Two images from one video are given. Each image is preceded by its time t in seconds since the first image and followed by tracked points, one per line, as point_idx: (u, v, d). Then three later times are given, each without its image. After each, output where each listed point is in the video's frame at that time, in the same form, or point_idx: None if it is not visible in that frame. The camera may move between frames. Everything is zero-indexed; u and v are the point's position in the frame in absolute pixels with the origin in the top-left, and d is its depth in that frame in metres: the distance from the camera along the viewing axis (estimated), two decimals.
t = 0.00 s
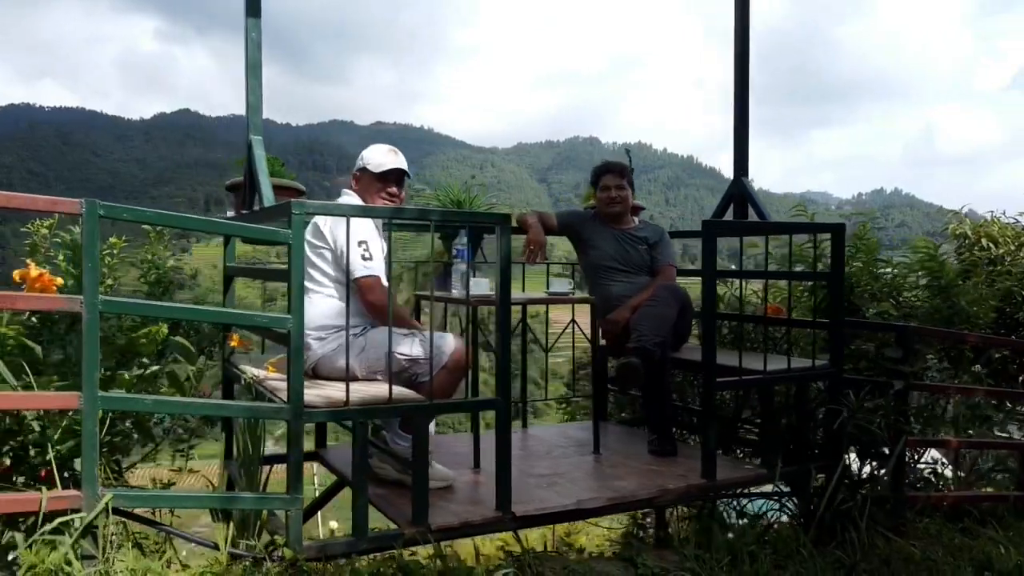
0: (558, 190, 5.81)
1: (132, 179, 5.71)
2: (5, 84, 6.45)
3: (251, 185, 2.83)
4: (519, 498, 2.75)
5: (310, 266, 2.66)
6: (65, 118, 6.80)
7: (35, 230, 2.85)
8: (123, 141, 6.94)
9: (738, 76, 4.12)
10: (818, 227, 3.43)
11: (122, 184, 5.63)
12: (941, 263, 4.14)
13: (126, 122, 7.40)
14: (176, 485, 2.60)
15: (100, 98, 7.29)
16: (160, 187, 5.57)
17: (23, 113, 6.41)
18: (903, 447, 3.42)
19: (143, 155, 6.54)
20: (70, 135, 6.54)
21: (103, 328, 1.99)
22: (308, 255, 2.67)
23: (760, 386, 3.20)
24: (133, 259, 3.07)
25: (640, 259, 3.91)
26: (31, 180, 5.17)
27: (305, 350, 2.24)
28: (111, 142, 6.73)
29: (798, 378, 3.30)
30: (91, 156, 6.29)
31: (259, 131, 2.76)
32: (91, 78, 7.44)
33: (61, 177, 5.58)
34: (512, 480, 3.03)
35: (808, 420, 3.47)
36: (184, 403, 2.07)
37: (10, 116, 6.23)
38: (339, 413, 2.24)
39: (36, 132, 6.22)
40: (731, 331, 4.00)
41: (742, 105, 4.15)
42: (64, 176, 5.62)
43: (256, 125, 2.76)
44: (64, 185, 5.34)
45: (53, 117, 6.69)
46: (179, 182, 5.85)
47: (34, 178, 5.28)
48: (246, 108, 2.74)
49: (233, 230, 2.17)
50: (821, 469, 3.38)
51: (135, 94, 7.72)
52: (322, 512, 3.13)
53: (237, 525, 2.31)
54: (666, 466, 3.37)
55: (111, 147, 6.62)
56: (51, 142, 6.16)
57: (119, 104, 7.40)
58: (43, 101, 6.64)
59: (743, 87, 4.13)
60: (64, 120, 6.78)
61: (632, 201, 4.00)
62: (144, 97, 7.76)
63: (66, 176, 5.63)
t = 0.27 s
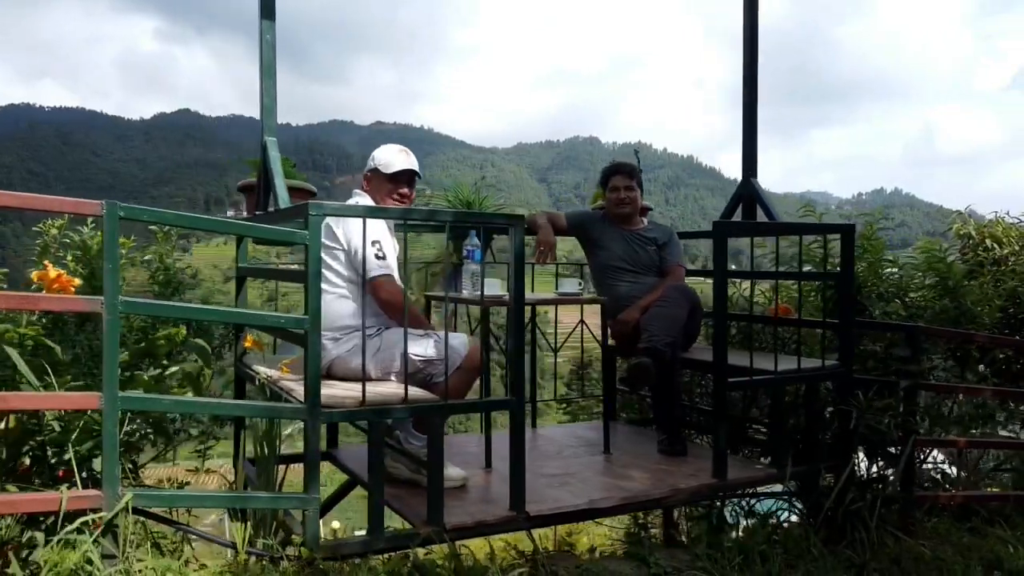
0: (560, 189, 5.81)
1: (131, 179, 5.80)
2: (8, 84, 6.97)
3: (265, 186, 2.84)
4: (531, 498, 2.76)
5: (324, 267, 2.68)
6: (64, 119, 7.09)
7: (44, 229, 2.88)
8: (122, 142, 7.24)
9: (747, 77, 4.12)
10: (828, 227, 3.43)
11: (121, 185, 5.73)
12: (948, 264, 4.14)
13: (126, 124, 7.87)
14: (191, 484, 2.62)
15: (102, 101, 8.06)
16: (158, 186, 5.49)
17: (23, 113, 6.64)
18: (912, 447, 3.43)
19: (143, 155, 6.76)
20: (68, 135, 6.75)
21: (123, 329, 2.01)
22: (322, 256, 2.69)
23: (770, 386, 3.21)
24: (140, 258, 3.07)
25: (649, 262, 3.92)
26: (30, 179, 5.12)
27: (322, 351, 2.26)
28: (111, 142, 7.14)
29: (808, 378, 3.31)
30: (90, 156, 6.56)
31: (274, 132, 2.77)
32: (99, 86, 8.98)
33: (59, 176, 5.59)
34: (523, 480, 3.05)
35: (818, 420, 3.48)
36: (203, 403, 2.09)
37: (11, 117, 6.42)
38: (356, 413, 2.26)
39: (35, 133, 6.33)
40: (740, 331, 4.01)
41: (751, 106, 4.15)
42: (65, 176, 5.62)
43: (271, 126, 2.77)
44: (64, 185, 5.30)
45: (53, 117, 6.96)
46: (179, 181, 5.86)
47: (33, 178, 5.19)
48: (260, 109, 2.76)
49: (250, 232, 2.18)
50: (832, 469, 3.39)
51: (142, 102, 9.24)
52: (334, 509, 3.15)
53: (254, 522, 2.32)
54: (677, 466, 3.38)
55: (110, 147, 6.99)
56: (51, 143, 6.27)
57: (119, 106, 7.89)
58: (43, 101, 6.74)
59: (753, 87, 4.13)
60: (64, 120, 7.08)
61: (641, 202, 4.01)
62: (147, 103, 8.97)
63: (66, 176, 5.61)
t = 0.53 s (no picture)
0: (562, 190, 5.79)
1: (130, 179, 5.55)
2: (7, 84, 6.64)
3: (281, 187, 2.86)
4: (545, 496, 2.77)
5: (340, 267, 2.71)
6: (65, 118, 6.85)
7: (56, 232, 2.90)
8: (122, 142, 6.92)
9: (757, 78, 4.14)
10: (838, 227, 3.44)
11: (121, 185, 5.59)
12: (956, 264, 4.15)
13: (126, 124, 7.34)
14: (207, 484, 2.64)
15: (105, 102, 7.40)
16: (158, 186, 5.43)
17: (23, 113, 6.37)
18: (922, 446, 3.44)
19: (143, 155, 6.43)
20: (70, 135, 6.57)
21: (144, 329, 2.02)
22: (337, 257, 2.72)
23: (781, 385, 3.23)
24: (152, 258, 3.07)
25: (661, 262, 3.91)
26: (30, 180, 5.07)
27: (340, 350, 2.27)
28: (111, 142, 6.72)
29: (819, 377, 3.32)
30: (90, 156, 6.29)
31: (290, 134, 2.79)
32: (90, 78, 7.34)
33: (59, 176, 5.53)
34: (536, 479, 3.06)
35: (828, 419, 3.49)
36: (223, 402, 2.10)
37: (10, 116, 6.16)
38: (374, 412, 2.28)
39: (35, 132, 6.19)
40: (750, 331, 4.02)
41: (760, 106, 4.17)
42: (64, 176, 5.58)
43: (287, 128, 2.79)
44: (64, 185, 5.26)
45: (53, 118, 6.68)
46: (178, 182, 5.56)
47: (32, 178, 5.14)
48: (276, 110, 2.78)
49: (269, 233, 2.20)
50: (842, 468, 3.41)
51: (133, 92, 7.70)
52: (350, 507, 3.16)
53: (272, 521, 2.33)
54: (689, 465, 3.38)
55: (111, 147, 6.60)
56: (51, 143, 6.12)
57: (119, 103, 7.29)
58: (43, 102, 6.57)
59: (761, 87, 4.14)
60: (64, 120, 6.84)
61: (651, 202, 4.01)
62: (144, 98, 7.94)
63: (65, 176, 5.55)
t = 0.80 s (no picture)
0: (567, 189, 5.80)
1: (132, 180, 5.60)
2: (6, 84, 6.77)
3: (296, 185, 2.88)
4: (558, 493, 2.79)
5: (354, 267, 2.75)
6: (65, 118, 6.83)
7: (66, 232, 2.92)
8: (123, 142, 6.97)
9: (766, 77, 4.14)
10: (848, 226, 3.45)
11: (120, 184, 5.69)
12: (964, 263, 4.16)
13: (126, 124, 7.44)
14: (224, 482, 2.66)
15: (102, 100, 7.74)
16: (159, 185, 5.44)
17: (23, 113, 6.44)
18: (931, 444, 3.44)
19: (142, 155, 6.61)
20: (70, 134, 6.51)
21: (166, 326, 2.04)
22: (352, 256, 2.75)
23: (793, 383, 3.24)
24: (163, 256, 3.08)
25: (669, 260, 3.92)
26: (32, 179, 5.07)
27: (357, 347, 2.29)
28: (111, 142, 6.81)
29: (830, 375, 3.33)
30: (90, 156, 6.33)
31: (305, 133, 2.81)
32: (92, 79, 8.02)
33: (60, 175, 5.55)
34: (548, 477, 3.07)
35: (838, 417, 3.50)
36: (243, 399, 2.12)
37: (12, 116, 6.21)
38: (391, 409, 2.30)
39: (35, 132, 6.11)
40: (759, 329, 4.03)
41: (769, 105, 4.17)
42: (65, 175, 5.58)
43: (302, 127, 2.81)
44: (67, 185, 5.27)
45: (53, 117, 6.71)
46: (177, 182, 5.57)
47: (33, 178, 5.15)
48: (292, 109, 2.80)
49: (288, 231, 2.21)
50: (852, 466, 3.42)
51: (137, 95, 8.53)
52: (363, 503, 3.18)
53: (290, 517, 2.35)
54: (700, 463, 3.40)
55: (111, 147, 6.69)
56: (51, 143, 6.08)
57: (121, 106, 7.85)
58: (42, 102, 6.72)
59: (770, 86, 4.14)
60: (64, 120, 6.79)
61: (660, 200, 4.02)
62: (145, 98, 8.51)
63: (66, 175, 5.57)
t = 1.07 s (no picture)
0: (573, 189, 5.80)
1: (135, 179, 5.60)
2: (6, 83, 6.80)
3: (308, 184, 2.89)
4: (569, 491, 2.79)
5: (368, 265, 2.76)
6: (65, 118, 6.82)
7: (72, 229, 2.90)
8: (124, 142, 6.96)
9: (773, 76, 4.14)
10: (857, 225, 3.46)
11: (121, 184, 5.69)
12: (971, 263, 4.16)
13: (126, 124, 7.45)
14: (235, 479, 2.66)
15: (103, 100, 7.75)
16: (161, 185, 5.43)
17: (24, 113, 6.45)
18: (940, 442, 3.45)
19: (143, 155, 6.60)
20: (70, 134, 6.51)
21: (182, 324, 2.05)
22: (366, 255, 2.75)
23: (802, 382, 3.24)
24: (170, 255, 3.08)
25: (678, 259, 3.93)
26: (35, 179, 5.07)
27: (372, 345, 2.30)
28: (111, 142, 6.79)
29: (839, 373, 3.34)
30: (91, 156, 6.32)
31: (317, 132, 2.83)
32: (92, 79, 8.08)
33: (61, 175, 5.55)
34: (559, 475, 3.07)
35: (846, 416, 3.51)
36: (259, 397, 2.13)
37: (13, 117, 6.21)
38: (406, 407, 2.30)
39: (36, 132, 6.12)
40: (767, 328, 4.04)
41: (777, 104, 4.18)
42: (66, 176, 5.58)
43: (314, 126, 2.82)
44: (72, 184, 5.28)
45: (53, 117, 6.71)
46: (178, 181, 5.56)
47: (35, 178, 5.15)
48: (304, 109, 2.81)
49: (304, 229, 2.22)
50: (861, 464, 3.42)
51: (136, 95, 8.40)
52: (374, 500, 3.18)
53: (304, 515, 2.36)
54: (709, 462, 3.40)
55: (112, 147, 6.69)
56: (51, 142, 6.10)
57: (121, 105, 7.85)
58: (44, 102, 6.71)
59: (777, 85, 4.15)
60: (65, 120, 6.80)
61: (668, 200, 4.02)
62: (145, 98, 8.41)
63: (68, 175, 5.58)
